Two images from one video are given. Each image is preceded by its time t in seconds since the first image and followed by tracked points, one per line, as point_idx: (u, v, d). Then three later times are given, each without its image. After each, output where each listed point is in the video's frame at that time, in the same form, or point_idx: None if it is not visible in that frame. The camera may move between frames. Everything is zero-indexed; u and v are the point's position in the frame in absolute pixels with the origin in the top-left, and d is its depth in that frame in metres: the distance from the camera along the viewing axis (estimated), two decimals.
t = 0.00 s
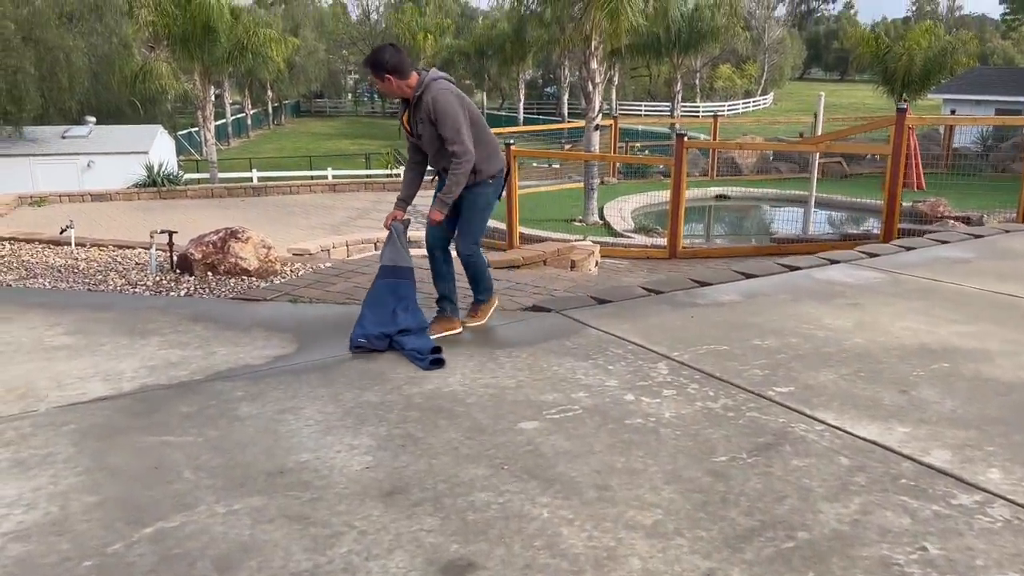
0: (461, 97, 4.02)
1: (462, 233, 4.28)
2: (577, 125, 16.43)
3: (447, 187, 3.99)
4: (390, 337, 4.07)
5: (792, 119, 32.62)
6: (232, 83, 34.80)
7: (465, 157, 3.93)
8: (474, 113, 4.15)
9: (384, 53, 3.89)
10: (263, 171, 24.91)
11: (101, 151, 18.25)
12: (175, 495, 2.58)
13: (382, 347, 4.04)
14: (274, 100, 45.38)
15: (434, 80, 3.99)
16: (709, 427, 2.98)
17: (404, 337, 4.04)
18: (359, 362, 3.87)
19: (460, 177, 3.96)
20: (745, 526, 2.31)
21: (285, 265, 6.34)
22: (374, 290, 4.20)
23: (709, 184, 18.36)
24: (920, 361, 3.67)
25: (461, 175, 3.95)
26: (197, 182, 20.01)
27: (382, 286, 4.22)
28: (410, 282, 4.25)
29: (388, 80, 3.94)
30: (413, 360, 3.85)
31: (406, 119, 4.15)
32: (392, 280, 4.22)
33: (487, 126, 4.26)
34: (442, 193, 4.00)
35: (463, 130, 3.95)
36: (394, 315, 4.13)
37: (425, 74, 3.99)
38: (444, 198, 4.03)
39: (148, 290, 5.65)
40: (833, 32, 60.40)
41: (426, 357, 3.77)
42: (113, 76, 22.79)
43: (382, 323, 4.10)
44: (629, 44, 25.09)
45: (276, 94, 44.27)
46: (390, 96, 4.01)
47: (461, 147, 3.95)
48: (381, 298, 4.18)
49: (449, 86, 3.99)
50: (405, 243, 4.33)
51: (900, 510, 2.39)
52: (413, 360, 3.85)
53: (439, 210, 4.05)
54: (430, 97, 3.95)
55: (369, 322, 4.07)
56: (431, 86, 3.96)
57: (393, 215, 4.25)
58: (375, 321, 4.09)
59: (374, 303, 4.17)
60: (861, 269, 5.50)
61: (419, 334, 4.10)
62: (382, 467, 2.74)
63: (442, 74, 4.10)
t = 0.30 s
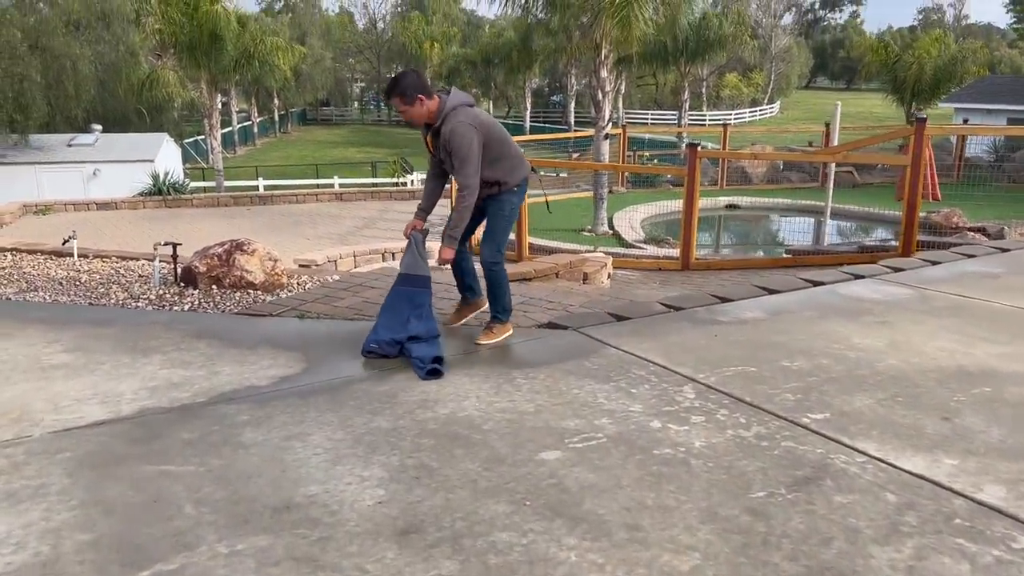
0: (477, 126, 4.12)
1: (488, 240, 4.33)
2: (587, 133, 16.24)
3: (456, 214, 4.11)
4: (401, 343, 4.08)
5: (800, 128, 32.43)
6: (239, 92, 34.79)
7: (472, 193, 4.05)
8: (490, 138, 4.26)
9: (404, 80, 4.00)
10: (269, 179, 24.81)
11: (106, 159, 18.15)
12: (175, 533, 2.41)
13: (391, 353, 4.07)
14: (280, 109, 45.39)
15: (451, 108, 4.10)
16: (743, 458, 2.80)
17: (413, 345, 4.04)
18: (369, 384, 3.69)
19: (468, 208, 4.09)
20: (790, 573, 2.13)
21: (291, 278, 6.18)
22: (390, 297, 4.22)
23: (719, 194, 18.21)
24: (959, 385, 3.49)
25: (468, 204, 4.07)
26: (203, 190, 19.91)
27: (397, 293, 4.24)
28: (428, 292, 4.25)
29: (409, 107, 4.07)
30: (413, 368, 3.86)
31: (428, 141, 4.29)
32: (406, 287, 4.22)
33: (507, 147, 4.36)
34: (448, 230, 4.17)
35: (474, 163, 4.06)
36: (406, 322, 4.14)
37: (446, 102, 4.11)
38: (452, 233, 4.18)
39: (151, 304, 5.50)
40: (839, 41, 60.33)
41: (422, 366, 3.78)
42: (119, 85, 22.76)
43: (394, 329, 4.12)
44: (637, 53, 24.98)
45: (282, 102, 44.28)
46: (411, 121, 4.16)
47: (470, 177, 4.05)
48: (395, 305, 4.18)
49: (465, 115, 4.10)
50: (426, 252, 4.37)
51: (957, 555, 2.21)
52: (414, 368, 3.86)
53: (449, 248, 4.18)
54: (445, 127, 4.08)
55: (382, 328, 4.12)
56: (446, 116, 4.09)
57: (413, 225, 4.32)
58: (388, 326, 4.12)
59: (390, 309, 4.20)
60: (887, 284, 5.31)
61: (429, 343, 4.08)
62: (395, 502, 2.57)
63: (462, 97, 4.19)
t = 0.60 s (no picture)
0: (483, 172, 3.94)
1: (498, 242, 4.16)
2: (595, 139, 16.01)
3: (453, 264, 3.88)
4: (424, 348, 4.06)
5: (804, 135, 32.33)
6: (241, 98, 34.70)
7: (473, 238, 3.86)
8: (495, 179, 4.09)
9: (412, 130, 3.82)
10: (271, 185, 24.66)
11: (108, 165, 17.95)
12: (181, 567, 2.24)
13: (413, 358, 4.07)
14: (282, 115, 45.31)
15: (456, 156, 3.91)
16: (787, 485, 2.63)
17: (433, 349, 3.98)
18: (383, 401, 3.52)
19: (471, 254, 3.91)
20: None
21: (299, 287, 6.00)
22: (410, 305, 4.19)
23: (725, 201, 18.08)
24: (1007, 404, 3.31)
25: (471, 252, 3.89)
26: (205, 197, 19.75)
27: (420, 300, 4.19)
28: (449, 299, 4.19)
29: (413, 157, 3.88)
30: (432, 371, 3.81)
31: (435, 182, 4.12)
32: (425, 297, 4.19)
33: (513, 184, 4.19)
34: (451, 274, 3.87)
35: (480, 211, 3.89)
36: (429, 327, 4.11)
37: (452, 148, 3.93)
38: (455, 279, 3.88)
39: (154, 315, 5.33)
40: (840, 48, 60.37)
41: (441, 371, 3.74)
42: (122, 91, 22.59)
43: (416, 334, 4.10)
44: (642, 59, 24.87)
45: (284, 109, 44.19)
46: (419, 169, 3.99)
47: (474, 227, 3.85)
48: (416, 311, 4.15)
49: (471, 163, 3.92)
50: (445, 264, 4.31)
51: None
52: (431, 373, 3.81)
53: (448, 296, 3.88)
54: (450, 176, 3.91)
55: (405, 333, 4.10)
56: (451, 164, 3.91)
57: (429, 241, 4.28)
58: (410, 331, 4.10)
59: (412, 316, 4.16)
60: (915, 295, 5.13)
61: (450, 347, 4.01)
62: (417, 533, 2.40)
63: (467, 140, 4.00)
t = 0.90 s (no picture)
0: (484, 229, 3.77)
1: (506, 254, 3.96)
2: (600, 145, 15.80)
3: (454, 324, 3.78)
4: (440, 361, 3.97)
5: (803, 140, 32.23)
6: (238, 103, 34.53)
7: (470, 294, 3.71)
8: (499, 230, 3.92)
9: (412, 193, 3.62)
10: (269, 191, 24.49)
11: (105, 171, 17.77)
12: None
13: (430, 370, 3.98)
14: (279, 120, 45.15)
15: (457, 215, 3.73)
16: (835, 519, 2.47)
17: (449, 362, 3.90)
18: (397, 423, 3.35)
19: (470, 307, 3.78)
20: None
21: (303, 299, 5.84)
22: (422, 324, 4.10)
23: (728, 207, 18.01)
24: None
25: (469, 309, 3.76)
26: (203, 203, 19.57)
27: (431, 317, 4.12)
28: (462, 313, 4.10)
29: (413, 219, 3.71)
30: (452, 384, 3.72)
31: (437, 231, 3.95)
32: (435, 323, 4.07)
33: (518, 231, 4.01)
34: (448, 327, 3.69)
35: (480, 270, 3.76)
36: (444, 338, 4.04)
37: (452, 207, 3.74)
38: (451, 331, 3.69)
39: (154, 328, 5.16)
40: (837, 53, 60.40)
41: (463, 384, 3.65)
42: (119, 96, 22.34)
43: (430, 346, 4.02)
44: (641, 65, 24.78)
45: (281, 114, 44.01)
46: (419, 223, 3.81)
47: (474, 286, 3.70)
48: (428, 327, 4.06)
49: (472, 222, 3.75)
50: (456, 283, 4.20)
51: None
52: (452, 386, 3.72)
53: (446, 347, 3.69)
54: (450, 235, 3.76)
55: (418, 348, 4.01)
56: (453, 223, 3.74)
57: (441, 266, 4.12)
58: (424, 343, 4.01)
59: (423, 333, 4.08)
60: (941, 308, 4.97)
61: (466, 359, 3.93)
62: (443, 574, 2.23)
63: (470, 193, 3.81)
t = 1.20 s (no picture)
0: (491, 214, 3.61)
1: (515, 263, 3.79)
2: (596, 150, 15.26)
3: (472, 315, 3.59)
4: (444, 375, 3.81)
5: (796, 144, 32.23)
6: (229, 107, 34.26)
7: (490, 283, 3.57)
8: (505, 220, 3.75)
9: (413, 182, 3.51)
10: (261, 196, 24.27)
11: (94, 176, 17.49)
12: None
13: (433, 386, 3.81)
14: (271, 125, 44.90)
15: (462, 202, 3.59)
16: (877, 549, 2.31)
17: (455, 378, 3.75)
18: (403, 443, 3.17)
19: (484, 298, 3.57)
20: None
21: (299, 309, 5.65)
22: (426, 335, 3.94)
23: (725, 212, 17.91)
24: None
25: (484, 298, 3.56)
26: (194, 208, 19.33)
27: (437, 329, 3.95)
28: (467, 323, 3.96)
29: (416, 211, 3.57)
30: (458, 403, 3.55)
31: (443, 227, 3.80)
32: (442, 332, 3.90)
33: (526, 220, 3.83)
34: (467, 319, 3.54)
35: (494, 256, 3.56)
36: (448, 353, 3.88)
37: (456, 195, 3.60)
38: (472, 323, 3.54)
39: (145, 341, 4.97)
40: (828, 58, 60.57)
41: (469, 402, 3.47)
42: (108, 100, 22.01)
43: (434, 360, 3.86)
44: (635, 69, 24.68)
45: (273, 118, 43.76)
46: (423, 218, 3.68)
47: (488, 272, 3.54)
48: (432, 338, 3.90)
49: (477, 206, 3.59)
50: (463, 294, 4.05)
51: None
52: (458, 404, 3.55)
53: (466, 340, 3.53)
54: (456, 225, 3.59)
55: (421, 362, 3.85)
56: (458, 211, 3.59)
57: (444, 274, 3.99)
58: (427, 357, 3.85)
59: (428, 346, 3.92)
60: (959, 317, 4.83)
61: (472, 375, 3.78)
62: None
63: (472, 180, 3.67)
